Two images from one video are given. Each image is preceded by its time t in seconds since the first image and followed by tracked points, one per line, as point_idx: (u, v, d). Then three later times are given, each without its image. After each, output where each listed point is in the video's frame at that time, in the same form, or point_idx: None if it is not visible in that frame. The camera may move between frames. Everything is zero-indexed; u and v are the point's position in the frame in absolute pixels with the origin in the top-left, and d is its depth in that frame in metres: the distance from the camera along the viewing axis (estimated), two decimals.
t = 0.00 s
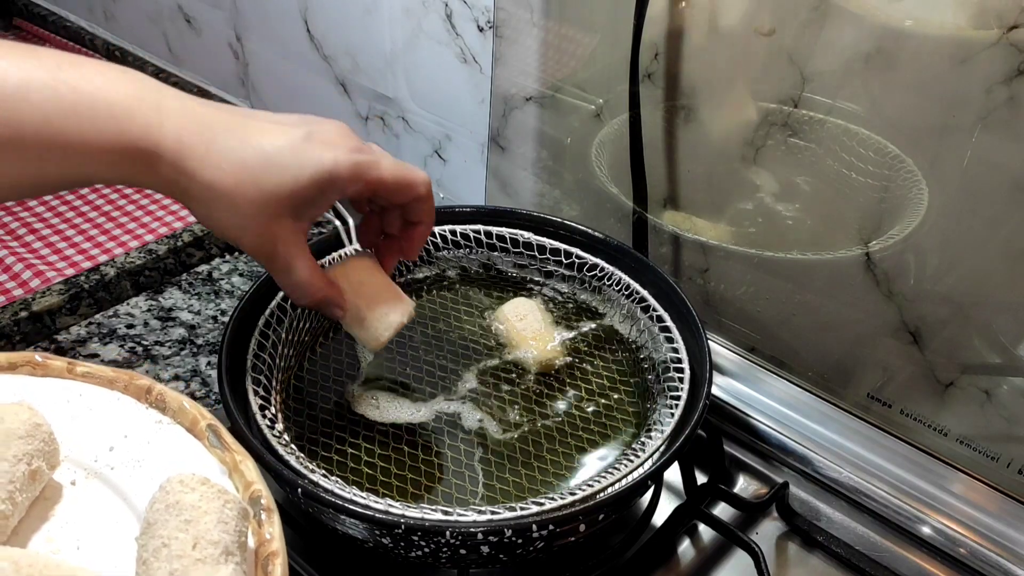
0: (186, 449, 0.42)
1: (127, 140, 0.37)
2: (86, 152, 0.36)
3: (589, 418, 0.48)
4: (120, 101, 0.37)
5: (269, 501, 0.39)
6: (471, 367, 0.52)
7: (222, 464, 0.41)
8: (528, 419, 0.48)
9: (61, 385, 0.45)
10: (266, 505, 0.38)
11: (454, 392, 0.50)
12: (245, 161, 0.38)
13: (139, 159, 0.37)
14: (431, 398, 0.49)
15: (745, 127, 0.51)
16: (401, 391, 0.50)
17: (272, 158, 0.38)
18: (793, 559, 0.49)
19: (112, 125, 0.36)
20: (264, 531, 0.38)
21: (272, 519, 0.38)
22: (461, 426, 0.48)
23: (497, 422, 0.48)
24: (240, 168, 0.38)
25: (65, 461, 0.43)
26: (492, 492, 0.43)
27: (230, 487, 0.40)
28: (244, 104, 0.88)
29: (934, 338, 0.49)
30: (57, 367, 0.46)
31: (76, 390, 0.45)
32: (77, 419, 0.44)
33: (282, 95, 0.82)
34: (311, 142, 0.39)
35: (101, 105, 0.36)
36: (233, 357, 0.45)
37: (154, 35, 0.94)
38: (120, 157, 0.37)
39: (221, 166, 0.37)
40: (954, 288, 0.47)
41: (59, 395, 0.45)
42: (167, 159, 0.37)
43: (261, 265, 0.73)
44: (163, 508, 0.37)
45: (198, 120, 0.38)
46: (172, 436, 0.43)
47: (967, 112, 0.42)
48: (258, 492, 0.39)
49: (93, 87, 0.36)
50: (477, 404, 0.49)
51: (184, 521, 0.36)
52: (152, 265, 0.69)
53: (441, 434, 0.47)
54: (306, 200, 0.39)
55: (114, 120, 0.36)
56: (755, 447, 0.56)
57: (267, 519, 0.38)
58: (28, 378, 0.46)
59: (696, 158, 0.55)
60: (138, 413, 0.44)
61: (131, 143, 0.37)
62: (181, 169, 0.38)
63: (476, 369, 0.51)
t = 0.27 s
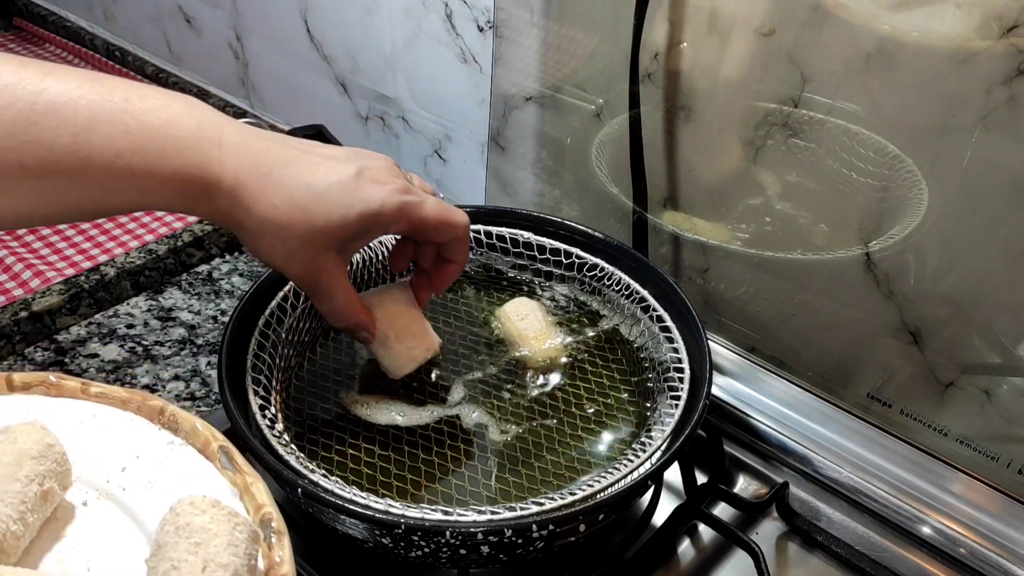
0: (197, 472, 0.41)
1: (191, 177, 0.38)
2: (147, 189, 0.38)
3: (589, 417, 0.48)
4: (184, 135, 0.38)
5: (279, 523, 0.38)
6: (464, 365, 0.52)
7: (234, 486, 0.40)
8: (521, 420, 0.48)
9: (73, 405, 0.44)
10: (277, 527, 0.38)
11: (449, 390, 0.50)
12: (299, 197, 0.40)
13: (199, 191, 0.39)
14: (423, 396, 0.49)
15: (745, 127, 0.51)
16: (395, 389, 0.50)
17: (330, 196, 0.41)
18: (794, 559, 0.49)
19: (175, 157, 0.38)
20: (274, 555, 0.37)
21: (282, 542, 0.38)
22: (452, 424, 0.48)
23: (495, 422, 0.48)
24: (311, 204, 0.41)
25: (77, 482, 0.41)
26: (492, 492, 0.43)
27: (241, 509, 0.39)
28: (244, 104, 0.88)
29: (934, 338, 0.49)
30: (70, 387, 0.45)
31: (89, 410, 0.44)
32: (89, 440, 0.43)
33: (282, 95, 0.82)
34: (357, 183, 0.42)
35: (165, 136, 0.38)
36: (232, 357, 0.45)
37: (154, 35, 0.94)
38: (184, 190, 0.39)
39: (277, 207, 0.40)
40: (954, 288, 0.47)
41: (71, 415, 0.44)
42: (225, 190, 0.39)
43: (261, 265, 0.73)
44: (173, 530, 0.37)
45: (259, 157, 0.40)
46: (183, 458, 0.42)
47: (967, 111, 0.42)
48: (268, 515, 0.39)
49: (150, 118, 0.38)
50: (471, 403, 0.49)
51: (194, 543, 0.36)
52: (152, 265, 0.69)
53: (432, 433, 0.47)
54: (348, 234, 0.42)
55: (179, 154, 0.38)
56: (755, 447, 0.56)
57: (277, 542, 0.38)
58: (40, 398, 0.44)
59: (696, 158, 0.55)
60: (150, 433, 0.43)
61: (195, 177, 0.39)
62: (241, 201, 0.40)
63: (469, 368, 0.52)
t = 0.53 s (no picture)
0: (207, 474, 0.39)
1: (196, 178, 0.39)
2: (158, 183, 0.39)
3: (589, 417, 0.48)
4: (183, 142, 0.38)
5: (289, 527, 0.36)
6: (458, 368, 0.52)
7: (243, 488, 0.38)
8: (518, 422, 0.48)
9: (78, 402, 0.42)
10: (287, 531, 0.36)
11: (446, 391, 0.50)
12: (302, 199, 0.41)
13: (207, 191, 0.39)
14: (418, 399, 0.49)
15: (745, 127, 0.51)
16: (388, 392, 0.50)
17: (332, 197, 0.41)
18: (793, 559, 0.49)
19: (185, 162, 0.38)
20: (283, 558, 0.35)
21: (291, 546, 0.36)
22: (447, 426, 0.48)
23: (494, 423, 0.48)
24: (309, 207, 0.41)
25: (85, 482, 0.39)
26: (492, 492, 0.43)
27: (250, 512, 0.37)
28: (244, 105, 0.88)
29: (934, 338, 0.49)
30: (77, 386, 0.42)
31: (97, 408, 0.42)
32: (96, 438, 0.41)
33: (282, 95, 0.82)
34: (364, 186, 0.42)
35: (175, 137, 0.38)
36: (232, 357, 0.45)
37: (154, 35, 0.94)
38: (189, 190, 0.39)
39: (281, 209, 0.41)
40: (954, 287, 0.47)
41: (77, 410, 0.42)
42: (231, 189, 0.40)
43: (261, 265, 0.73)
44: (182, 534, 0.35)
45: (264, 161, 0.41)
46: (191, 459, 0.39)
47: (967, 111, 0.42)
48: (279, 518, 0.36)
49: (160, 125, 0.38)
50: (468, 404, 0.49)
51: (202, 547, 0.34)
52: (152, 265, 0.69)
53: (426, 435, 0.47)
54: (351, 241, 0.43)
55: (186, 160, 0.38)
56: (755, 447, 0.56)
57: (286, 545, 0.36)
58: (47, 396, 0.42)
59: (697, 158, 0.55)
60: (159, 433, 0.40)
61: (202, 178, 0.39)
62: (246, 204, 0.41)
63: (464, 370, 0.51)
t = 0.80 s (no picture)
0: (200, 469, 0.41)
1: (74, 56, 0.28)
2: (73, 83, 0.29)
3: (590, 417, 0.48)
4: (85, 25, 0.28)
5: (282, 523, 0.38)
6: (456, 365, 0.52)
7: (237, 484, 0.40)
8: (518, 420, 0.48)
9: (74, 401, 0.44)
10: (280, 527, 0.38)
11: (444, 391, 0.50)
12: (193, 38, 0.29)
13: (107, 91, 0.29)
14: (414, 397, 0.49)
15: (745, 127, 0.51)
16: (385, 390, 0.49)
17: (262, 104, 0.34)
18: (794, 559, 0.49)
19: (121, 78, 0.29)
20: (278, 554, 0.37)
21: (285, 542, 0.38)
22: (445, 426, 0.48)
23: (494, 422, 0.48)
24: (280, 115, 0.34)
25: (77, 478, 0.41)
26: (492, 493, 0.43)
27: (243, 508, 0.39)
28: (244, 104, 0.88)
29: (934, 338, 0.49)
30: (70, 382, 0.44)
31: (90, 405, 0.44)
32: (90, 436, 0.42)
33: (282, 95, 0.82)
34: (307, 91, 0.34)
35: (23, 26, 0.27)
36: (233, 358, 0.45)
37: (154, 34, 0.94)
38: (58, 69, 0.28)
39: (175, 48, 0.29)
40: (954, 288, 0.47)
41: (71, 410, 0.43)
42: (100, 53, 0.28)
43: (261, 265, 0.73)
44: (176, 530, 0.36)
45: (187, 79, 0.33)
46: (184, 455, 0.41)
47: (967, 112, 0.42)
48: (272, 514, 0.38)
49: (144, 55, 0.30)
50: (467, 403, 0.49)
51: (197, 544, 0.36)
52: (152, 265, 0.69)
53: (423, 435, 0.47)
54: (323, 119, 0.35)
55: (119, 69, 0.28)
56: (755, 447, 0.55)
57: (280, 541, 0.38)
58: (42, 393, 0.44)
59: (697, 158, 0.55)
60: (153, 429, 0.42)
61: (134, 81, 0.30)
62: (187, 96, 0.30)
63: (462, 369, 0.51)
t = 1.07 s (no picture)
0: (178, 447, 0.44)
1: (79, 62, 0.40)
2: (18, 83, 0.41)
3: (590, 417, 0.48)
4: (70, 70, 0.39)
5: (263, 502, 0.40)
6: (452, 366, 0.52)
7: (216, 463, 0.42)
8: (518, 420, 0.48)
9: (54, 385, 0.46)
10: (260, 505, 0.40)
11: (442, 392, 0.50)
12: None
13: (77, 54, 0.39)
14: (411, 400, 0.49)
15: (745, 127, 0.51)
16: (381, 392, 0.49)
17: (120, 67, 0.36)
18: (794, 560, 0.49)
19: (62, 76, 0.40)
20: (258, 533, 0.39)
21: (266, 521, 0.39)
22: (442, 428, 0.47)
23: (494, 423, 0.48)
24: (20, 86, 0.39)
25: (57, 461, 0.45)
26: (492, 493, 0.43)
27: (224, 487, 0.41)
28: (244, 104, 0.88)
29: (934, 338, 0.49)
30: (46, 364, 0.47)
31: (68, 388, 0.46)
32: (71, 420, 0.46)
33: (282, 95, 0.82)
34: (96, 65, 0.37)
35: None
36: (233, 358, 0.45)
37: (154, 35, 0.94)
38: None
39: None
40: (954, 288, 0.47)
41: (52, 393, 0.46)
42: None
43: (261, 265, 0.73)
44: (156, 512, 0.39)
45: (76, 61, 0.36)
46: (163, 435, 0.44)
47: (967, 112, 0.42)
48: (251, 493, 0.40)
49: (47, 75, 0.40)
50: (465, 405, 0.49)
51: (177, 525, 0.38)
52: (152, 265, 0.69)
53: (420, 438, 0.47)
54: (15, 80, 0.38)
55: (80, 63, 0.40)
56: (755, 447, 0.56)
57: (261, 520, 0.39)
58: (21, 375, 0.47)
59: (697, 158, 0.55)
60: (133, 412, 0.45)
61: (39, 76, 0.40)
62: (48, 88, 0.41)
63: (459, 370, 0.51)
